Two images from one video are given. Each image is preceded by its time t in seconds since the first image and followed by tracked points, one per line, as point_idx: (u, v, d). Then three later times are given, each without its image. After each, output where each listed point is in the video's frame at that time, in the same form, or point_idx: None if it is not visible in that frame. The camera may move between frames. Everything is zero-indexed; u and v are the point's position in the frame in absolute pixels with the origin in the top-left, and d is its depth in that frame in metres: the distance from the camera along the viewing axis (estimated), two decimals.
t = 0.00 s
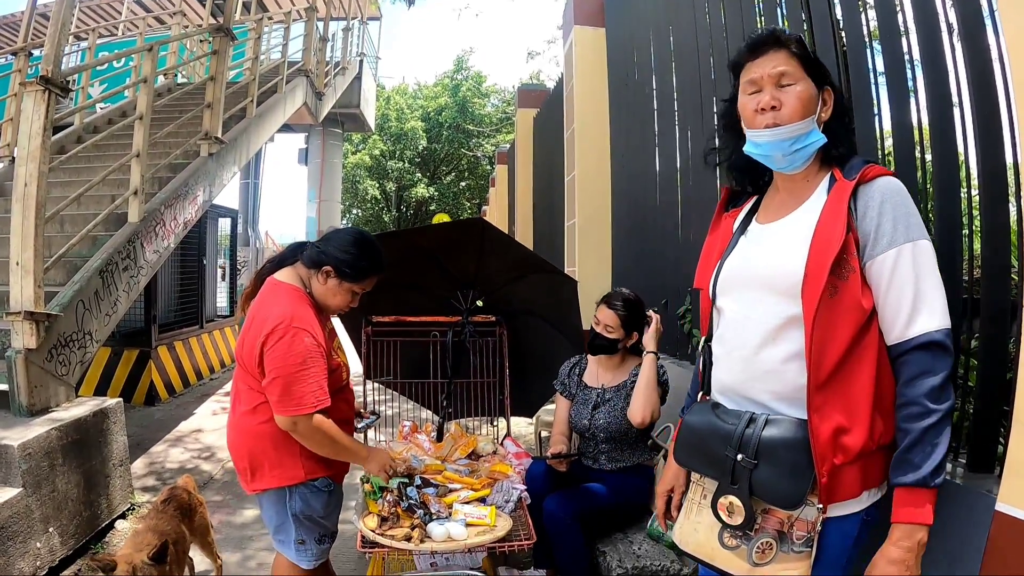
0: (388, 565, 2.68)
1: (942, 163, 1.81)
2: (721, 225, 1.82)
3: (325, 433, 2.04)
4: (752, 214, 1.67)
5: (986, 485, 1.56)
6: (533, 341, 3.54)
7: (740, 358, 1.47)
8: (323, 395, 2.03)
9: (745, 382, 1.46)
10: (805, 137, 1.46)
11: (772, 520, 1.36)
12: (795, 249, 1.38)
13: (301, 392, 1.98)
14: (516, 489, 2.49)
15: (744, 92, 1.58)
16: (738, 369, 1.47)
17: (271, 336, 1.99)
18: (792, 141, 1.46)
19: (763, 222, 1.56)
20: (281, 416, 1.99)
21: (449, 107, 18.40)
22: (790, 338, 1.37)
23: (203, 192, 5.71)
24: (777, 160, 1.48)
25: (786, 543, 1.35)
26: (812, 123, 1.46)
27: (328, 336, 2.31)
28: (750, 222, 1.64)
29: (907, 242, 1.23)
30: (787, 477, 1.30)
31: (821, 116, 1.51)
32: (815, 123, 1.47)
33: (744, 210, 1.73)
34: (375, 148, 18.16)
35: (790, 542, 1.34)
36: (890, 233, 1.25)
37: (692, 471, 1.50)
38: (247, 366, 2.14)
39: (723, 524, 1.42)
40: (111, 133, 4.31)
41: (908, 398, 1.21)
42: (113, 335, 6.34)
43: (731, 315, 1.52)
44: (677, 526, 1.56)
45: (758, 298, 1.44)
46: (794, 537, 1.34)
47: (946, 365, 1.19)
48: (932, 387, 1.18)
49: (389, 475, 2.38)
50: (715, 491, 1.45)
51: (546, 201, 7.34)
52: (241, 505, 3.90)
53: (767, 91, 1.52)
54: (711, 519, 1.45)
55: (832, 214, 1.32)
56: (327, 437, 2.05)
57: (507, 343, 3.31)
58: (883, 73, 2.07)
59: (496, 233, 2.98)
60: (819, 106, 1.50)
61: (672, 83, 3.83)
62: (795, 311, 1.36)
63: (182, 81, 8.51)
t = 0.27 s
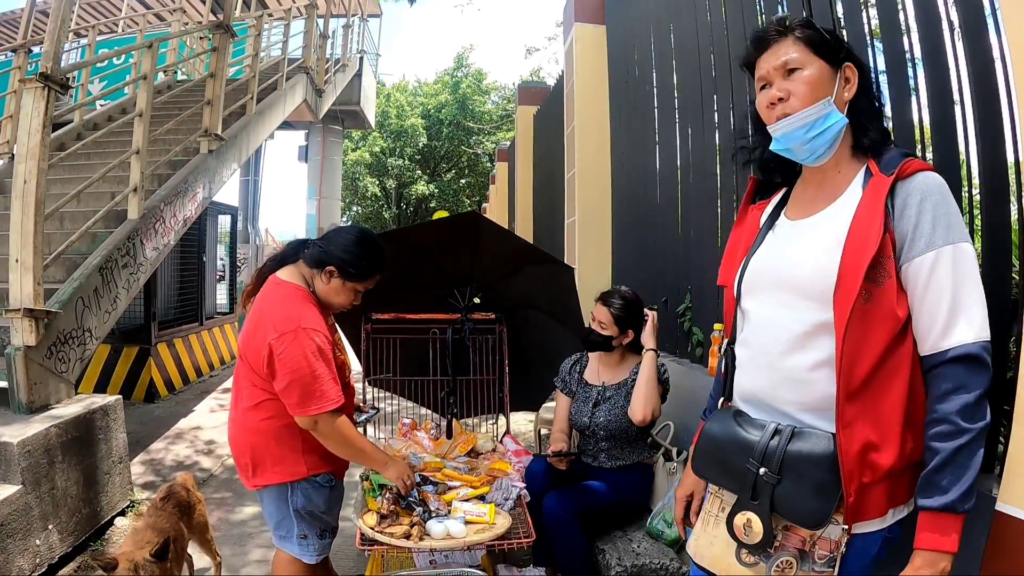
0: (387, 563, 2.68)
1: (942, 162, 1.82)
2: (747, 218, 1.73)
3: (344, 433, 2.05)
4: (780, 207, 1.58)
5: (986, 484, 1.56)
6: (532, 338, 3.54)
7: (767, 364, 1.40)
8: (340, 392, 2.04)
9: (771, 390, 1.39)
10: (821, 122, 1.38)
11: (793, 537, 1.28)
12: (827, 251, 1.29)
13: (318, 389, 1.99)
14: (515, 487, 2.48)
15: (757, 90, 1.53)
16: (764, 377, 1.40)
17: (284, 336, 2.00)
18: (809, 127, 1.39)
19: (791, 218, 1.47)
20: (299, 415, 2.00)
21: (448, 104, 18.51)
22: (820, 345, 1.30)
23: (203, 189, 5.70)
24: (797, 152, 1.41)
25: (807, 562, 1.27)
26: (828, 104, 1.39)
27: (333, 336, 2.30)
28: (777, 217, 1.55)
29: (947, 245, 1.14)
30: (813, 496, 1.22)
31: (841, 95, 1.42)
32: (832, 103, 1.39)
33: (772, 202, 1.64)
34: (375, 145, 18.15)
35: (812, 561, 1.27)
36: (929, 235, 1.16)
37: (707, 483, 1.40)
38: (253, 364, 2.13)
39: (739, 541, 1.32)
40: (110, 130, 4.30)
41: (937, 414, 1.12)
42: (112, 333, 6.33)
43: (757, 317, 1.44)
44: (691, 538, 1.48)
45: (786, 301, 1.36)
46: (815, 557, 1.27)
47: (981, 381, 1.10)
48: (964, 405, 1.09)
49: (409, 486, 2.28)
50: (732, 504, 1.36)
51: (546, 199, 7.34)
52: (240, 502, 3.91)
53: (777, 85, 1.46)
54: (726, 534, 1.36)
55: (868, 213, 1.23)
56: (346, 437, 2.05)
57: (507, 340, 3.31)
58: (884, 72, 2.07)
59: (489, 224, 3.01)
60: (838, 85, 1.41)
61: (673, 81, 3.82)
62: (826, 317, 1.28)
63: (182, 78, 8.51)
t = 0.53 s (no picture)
0: (386, 562, 2.68)
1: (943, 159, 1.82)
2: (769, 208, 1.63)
3: (359, 429, 2.06)
4: (806, 198, 1.48)
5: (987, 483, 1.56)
6: (531, 337, 3.54)
7: (794, 371, 1.31)
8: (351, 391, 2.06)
9: (798, 398, 1.30)
10: (844, 110, 1.29)
11: (822, 555, 1.20)
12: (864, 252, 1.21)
13: (330, 389, 2.00)
14: (515, 486, 2.48)
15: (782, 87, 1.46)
16: (792, 384, 1.31)
17: (296, 337, 2.00)
18: (832, 118, 1.30)
19: (819, 212, 1.38)
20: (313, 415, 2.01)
21: (449, 103, 18.52)
22: (854, 353, 1.22)
23: (203, 187, 5.69)
24: (825, 146, 1.32)
25: None
26: (850, 91, 1.30)
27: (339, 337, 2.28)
28: (802, 210, 1.45)
29: (987, 251, 1.07)
30: (848, 515, 1.13)
31: (868, 80, 1.32)
32: (855, 87, 1.30)
33: (798, 192, 1.52)
34: (376, 143, 18.15)
35: None
36: (968, 240, 1.09)
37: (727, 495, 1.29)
38: (259, 363, 2.12)
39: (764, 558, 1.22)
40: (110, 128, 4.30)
41: (956, 428, 1.08)
42: (112, 331, 6.33)
43: (784, 321, 1.35)
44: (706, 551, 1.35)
45: (818, 305, 1.27)
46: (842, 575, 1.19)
47: (1007, 397, 1.05)
48: (984, 421, 1.04)
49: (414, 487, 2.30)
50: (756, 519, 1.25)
51: (546, 197, 7.34)
52: (240, 501, 3.91)
53: (799, 78, 1.39)
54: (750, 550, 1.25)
55: (908, 214, 1.15)
56: (360, 436, 2.06)
57: (507, 338, 3.30)
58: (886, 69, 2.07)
59: (488, 221, 3.03)
60: (864, 67, 1.32)
61: (674, 79, 3.80)
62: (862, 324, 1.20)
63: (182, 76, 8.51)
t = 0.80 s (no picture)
0: (388, 558, 2.68)
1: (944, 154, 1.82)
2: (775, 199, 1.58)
3: (376, 416, 2.08)
4: (817, 190, 1.44)
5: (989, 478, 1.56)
6: (533, 332, 3.54)
7: (808, 370, 1.27)
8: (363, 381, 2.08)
9: (814, 397, 1.26)
10: (860, 104, 1.28)
11: (841, 557, 1.17)
12: (884, 249, 1.18)
13: (344, 379, 2.03)
14: (517, 479, 2.50)
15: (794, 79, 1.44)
16: (808, 383, 1.27)
17: (310, 332, 2.01)
18: (848, 111, 1.28)
19: (832, 206, 1.34)
20: (328, 406, 2.04)
21: (449, 97, 18.46)
22: (871, 351, 1.19)
23: (204, 181, 5.69)
24: (839, 140, 1.30)
25: None
26: (865, 86, 1.29)
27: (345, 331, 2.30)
28: (813, 202, 1.41)
29: (1007, 248, 1.06)
30: (870, 517, 1.10)
31: (884, 74, 1.30)
32: (871, 83, 1.29)
33: (806, 184, 1.48)
34: (376, 137, 18.11)
35: None
36: (988, 236, 1.08)
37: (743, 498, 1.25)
38: (267, 356, 2.11)
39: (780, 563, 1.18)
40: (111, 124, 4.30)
41: (977, 425, 1.07)
42: (114, 326, 6.34)
43: (799, 318, 1.31)
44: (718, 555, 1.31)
45: (836, 302, 1.24)
46: None
47: None
48: (1009, 420, 1.04)
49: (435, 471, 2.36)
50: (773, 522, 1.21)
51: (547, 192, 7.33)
52: (242, 495, 3.93)
53: (813, 70, 1.37)
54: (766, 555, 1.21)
55: (929, 210, 1.13)
56: (378, 421, 2.09)
57: (508, 333, 3.30)
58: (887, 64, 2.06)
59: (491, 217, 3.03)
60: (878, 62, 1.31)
61: (675, 74, 3.79)
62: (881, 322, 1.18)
63: (183, 71, 8.50)
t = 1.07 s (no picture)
0: (391, 550, 2.69)
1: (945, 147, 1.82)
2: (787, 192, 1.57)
3: (387, 409, 2.11)
4: (830, 184, 1.42)
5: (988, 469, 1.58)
6: (535, 326, 3.54)
7: (821, 362, 1.27)
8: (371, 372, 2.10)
9: (828, 389, 1.26)
10: (865, 97, 1.26)
11: (852, 551, 1.16)
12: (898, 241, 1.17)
13: (353, 370, 2.05)
14: (520, 472, 2.50)
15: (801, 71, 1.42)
16: (822, 375, 1.26)
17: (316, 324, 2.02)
18: (852, 104, 1.27)
19: (846, 200, 1.33)
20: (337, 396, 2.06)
21: (451, 90, 18.43)
22: (885, 343, 1.19)
23: (206, 176, 5.69)
24: (844, 133, 1.30)
25: None
26: (869, 78, 1.27)
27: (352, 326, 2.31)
28: (826, 196, 1.40)
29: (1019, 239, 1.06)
30: (883, 510, 1.10)
31: (889, 66, 1.28)
32: (875, 74, 1.27)
33: (820, 177, 1.48)
34: (377, 131, 18.06)
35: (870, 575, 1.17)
36: (1000, 226, 1.08)
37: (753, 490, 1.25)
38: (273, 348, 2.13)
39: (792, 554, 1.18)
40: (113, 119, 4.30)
41: (986, 418, 1.08)
42: (117, 321, 6.36)
43: (811, 310, 1.31)
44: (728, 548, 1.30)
45: (850, 294, 1.23)
46: (872, 569, 1.16)
47: None
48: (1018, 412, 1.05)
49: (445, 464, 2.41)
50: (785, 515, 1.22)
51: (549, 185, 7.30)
52: (245, 489, 3.95)
53: (820, 62, 1.36)
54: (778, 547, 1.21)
55: (942, 201, 1.12)
56: (388, 414, 2.10)
57: (510, 326, 3.32)
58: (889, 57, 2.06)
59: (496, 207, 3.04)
60: (884, 54, 1.28)
61: (678, 67, 3.78)
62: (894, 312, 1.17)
63: (183, 65, 8.48)
